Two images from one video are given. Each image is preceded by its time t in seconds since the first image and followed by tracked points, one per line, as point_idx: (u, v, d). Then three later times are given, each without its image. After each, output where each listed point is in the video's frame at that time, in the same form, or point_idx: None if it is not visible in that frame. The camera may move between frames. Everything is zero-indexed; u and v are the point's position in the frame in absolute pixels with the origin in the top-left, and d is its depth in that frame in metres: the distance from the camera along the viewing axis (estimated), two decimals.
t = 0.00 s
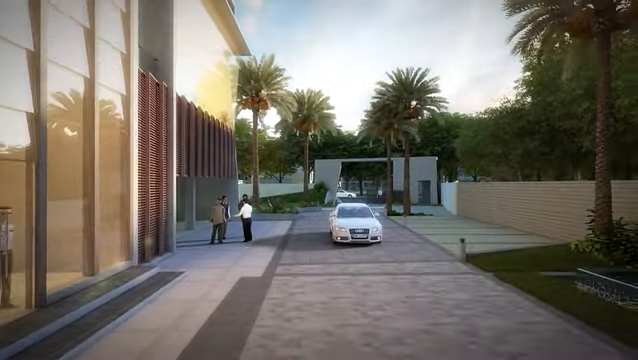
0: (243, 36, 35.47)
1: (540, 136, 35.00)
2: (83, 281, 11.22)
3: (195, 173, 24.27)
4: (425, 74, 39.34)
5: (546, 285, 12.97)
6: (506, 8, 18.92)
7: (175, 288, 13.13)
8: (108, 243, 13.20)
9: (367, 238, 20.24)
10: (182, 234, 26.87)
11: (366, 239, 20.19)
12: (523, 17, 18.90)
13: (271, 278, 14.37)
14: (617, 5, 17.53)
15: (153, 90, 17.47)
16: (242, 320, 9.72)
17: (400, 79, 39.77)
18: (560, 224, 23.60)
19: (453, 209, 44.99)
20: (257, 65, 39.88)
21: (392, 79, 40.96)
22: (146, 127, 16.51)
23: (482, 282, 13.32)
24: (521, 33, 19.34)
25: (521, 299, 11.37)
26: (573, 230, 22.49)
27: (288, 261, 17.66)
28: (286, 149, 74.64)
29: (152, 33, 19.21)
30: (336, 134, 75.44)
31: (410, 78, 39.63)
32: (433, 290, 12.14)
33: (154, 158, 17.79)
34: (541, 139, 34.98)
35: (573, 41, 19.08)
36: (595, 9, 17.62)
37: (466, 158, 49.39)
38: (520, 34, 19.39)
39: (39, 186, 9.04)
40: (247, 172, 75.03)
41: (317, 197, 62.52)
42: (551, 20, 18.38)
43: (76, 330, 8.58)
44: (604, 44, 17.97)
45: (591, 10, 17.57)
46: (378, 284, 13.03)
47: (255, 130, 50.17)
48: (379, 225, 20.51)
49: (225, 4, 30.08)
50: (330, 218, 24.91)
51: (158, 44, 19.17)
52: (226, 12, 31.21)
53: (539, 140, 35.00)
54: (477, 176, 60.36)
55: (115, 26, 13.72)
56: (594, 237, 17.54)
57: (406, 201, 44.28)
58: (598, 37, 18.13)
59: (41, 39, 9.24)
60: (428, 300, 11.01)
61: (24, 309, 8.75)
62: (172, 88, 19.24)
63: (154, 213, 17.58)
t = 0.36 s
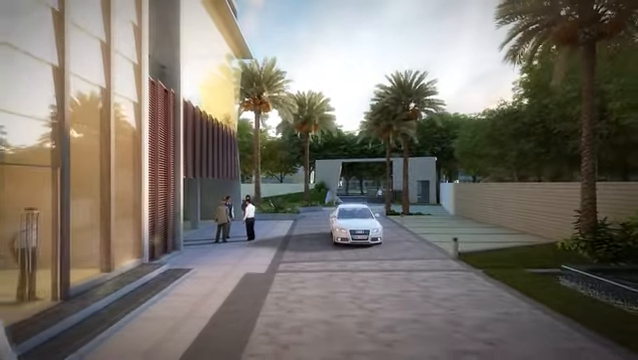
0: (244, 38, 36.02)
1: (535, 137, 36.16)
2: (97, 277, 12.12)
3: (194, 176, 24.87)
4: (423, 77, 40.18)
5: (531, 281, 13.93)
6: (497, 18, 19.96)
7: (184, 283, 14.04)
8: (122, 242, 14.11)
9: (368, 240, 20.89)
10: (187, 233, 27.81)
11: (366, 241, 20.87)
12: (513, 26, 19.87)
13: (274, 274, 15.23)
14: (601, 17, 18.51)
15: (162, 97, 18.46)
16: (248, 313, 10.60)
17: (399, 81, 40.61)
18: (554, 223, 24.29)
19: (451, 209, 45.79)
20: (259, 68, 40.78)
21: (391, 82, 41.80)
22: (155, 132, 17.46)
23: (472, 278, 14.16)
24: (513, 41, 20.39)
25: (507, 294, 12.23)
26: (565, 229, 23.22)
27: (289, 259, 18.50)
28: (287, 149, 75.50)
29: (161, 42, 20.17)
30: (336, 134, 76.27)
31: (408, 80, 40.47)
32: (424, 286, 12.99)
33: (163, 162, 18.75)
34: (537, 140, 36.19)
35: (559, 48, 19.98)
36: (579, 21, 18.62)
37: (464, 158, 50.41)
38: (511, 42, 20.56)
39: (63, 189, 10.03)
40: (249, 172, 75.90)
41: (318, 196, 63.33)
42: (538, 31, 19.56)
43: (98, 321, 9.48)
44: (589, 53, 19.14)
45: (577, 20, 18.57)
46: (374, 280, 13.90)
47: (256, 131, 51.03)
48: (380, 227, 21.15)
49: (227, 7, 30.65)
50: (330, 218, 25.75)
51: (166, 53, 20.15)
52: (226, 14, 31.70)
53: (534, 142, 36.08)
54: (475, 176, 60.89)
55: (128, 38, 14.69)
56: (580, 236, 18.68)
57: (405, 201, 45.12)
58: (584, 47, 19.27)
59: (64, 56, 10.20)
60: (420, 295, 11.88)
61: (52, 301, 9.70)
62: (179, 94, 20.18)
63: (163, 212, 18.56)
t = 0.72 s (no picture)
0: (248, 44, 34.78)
1: (531, 140, 35.93)
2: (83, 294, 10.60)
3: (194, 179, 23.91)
4: (422, 79, 38.97)
5: (534, 283, 12.98)
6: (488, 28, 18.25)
7: (177, 289, 12.68)
8: (117, 253, 12.85)
9: (367, 241, 19.67)
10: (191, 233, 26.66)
11: (366, 242, 19.63)
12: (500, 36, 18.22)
13: (269, 280, 13.74)
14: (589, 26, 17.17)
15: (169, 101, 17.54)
16: (239, 327, 9.24)
17: (398, 84, 39.33)
18: (544, 223, 23.55)
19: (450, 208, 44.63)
20: (261, 72, 39.49)
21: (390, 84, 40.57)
22: (161, 139, 16.54)
23: (487, 286, 12.70)
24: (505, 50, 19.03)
25: (524, 303, 10.90)
26: (554, 230, 22.45)
27: (287, 262, 17.05)
28: (287, 150, 74.28)
29: (167, 48, 19.02)
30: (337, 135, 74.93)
31: (407, 83, 39.22)
32: (437, 297, 11.53)
33: (171, 168, 17.94)
34: (533, 143, 35.97)
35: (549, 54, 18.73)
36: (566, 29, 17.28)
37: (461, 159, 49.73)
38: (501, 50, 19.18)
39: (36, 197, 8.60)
40: (249, 172, 74.68)
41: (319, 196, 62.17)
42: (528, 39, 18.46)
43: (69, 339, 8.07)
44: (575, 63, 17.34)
45: (565, 29, 17.17)
46: (379, 289, 12.40)
47: (257, 132, 49.80)
48: (380, 227, 19.87)
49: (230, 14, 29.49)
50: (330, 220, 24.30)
51: (174, 60, 18.94)
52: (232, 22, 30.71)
53: (530, 144, 35.83)
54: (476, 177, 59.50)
55: (134, 42, 14.00)
56: (565, 235, 17.25)
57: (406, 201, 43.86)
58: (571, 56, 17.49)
59: (41, 51, 9.10)
60: (433, 309, 10.39)
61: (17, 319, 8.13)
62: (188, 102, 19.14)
63: (171, 214, 17.78)
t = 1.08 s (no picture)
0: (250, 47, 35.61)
1: (527, 141, 36.53)
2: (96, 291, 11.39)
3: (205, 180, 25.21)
4: (420, 81, 39.81)
5: (518, 281, 13.79)
6: (480, 36, 19.41)
7: (185, 285, 13.55)
8: (129, 250, 13.75)
9: (368, 242, 20.38)
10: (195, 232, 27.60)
11: (366, 243, 20.36)
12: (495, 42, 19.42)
13: (273, 277, 14.62)
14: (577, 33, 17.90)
15: (178, 109, 18.59)
16: (245, 321, 9.95)
17: (397, 86, 40.27)
18: (536, 223, 24.55)
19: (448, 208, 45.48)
20: (263, 74, 40.41)
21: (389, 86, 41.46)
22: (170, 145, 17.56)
23: (477, 282, 13.53)
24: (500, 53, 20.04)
25: (510, 300, 11.58)
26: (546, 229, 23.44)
27: (289, 260, 17.90)
28: (289, 150, 75.19)
29: (175, 56, 20.05)
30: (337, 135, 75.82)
31: (406, 85, 40.09)
32: (429, 292, 12.35)
33: (179, 170, 18.88)
34: (529, 145, 36.47)
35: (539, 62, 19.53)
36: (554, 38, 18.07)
37: (460, 160, 50.68)
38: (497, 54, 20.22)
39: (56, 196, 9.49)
40: (251, 172, 75.63)
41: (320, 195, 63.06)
42: (520, 47, 19.47)
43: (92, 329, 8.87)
44: (563, 70, 18.17)
45: (552, 39, 18.12)
46: (375, 284, 13.25)
47: (259, 133, 50.72)
48: (380, 229, 20.60)
49: (233, 19, 30.38)
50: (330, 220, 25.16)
51: (181, 67, 19.99)
52: (235, 28, 31.69)
53: (526, 145, 36.35)
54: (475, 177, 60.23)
55: (147, 55, 15.15)
56: (554, 234, 18.01)
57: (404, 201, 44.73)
58: (559, 63, 18.31)
59: (64, 65, 10.01)
60: (424, 303, 11.23)
61: (43, 308, 9.05)
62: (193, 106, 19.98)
63: (179, 214, 18.71)
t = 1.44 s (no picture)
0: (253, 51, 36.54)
1: (523, 143, 37.32)
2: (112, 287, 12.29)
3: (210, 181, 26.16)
4: (419, 84, 40.65)
5: (505, 277, 14.74)
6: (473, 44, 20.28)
7: (195, 281, 14.52)
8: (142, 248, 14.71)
9: (368, 243, 20.76)
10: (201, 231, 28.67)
11: (367, 244, 20.74)
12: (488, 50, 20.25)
13: (276, 273, 15.54)
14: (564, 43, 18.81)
15: (185, 114, 19.53)
16: (251, 313, 10.80)
17: (396, 89, 41.10)
18: (531, 223, 25.47)
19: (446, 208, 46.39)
20: (265, 77, 41.34)
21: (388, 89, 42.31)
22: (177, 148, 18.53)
23: (468, 278, 14.38)
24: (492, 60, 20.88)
25: (495, 293, 12.43)
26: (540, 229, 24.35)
27: (292, 259, 18.80)
28: (290, 150, 76.15)
29: (182, 63, 21.07)
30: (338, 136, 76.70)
31: (405, 87, 40.94)
32: (421, 287, 13.20)
33: (186, 172, 19.80)
34: (525, 146, 37.28)
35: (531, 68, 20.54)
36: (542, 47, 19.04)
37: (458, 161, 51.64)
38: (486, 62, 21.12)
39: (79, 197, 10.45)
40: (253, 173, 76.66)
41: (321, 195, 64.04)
42: (511, 55, 20.22)
43: (113, 319, 9.76)
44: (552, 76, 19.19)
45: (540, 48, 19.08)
46: (372, 280, 14.11)
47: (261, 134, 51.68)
48: (380, 230, 21.06)
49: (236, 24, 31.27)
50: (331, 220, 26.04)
51: (186, 73, 20.98)
52: (237, 32, 32.56)
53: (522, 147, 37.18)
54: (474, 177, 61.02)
55: (157, 65, 16.12)
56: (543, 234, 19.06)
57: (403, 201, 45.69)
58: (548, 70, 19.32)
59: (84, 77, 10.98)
60: (416, 296, 12.08)
61: (67, 300, 9.96)
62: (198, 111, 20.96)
63: (186, 214, 19.64)
